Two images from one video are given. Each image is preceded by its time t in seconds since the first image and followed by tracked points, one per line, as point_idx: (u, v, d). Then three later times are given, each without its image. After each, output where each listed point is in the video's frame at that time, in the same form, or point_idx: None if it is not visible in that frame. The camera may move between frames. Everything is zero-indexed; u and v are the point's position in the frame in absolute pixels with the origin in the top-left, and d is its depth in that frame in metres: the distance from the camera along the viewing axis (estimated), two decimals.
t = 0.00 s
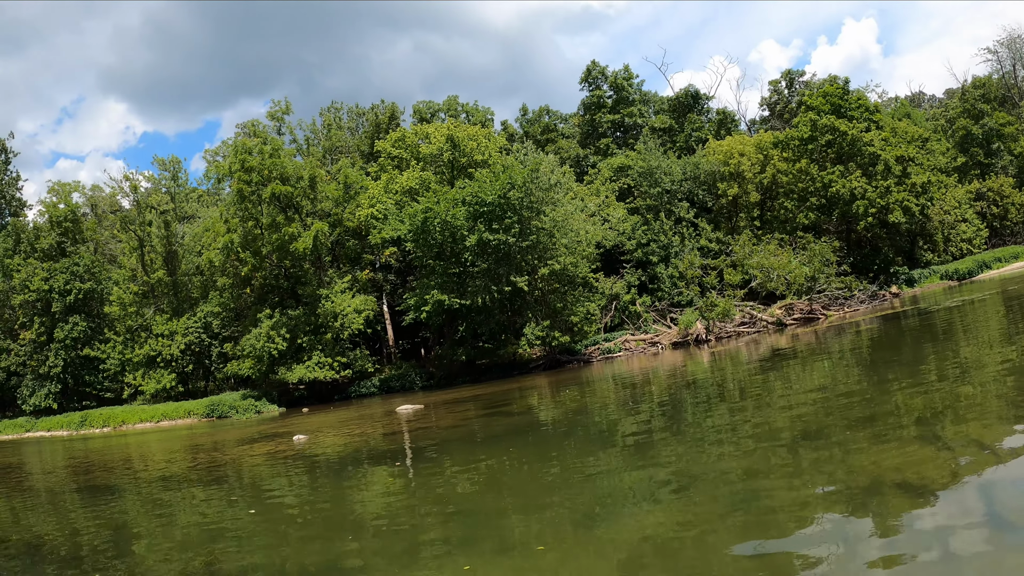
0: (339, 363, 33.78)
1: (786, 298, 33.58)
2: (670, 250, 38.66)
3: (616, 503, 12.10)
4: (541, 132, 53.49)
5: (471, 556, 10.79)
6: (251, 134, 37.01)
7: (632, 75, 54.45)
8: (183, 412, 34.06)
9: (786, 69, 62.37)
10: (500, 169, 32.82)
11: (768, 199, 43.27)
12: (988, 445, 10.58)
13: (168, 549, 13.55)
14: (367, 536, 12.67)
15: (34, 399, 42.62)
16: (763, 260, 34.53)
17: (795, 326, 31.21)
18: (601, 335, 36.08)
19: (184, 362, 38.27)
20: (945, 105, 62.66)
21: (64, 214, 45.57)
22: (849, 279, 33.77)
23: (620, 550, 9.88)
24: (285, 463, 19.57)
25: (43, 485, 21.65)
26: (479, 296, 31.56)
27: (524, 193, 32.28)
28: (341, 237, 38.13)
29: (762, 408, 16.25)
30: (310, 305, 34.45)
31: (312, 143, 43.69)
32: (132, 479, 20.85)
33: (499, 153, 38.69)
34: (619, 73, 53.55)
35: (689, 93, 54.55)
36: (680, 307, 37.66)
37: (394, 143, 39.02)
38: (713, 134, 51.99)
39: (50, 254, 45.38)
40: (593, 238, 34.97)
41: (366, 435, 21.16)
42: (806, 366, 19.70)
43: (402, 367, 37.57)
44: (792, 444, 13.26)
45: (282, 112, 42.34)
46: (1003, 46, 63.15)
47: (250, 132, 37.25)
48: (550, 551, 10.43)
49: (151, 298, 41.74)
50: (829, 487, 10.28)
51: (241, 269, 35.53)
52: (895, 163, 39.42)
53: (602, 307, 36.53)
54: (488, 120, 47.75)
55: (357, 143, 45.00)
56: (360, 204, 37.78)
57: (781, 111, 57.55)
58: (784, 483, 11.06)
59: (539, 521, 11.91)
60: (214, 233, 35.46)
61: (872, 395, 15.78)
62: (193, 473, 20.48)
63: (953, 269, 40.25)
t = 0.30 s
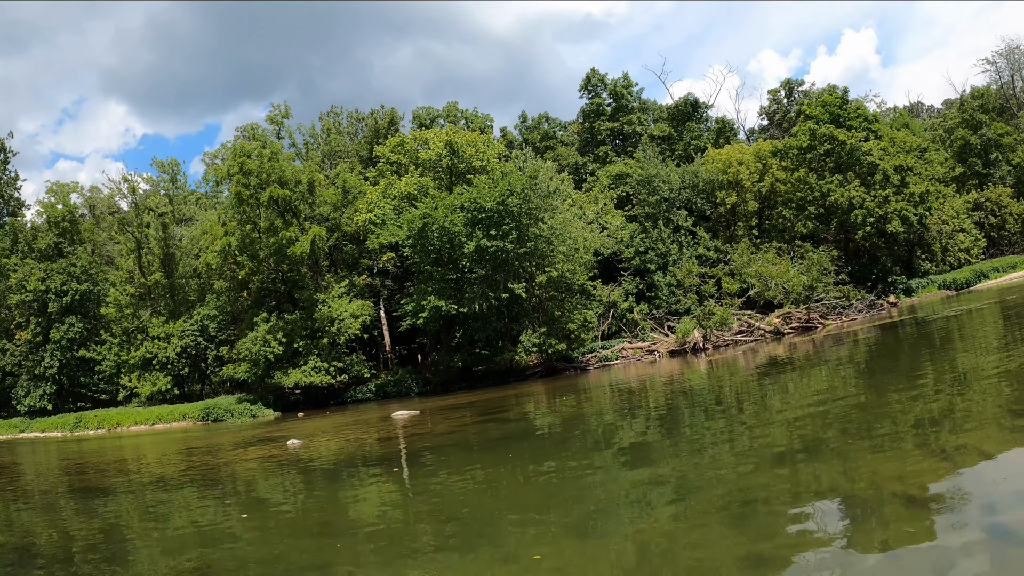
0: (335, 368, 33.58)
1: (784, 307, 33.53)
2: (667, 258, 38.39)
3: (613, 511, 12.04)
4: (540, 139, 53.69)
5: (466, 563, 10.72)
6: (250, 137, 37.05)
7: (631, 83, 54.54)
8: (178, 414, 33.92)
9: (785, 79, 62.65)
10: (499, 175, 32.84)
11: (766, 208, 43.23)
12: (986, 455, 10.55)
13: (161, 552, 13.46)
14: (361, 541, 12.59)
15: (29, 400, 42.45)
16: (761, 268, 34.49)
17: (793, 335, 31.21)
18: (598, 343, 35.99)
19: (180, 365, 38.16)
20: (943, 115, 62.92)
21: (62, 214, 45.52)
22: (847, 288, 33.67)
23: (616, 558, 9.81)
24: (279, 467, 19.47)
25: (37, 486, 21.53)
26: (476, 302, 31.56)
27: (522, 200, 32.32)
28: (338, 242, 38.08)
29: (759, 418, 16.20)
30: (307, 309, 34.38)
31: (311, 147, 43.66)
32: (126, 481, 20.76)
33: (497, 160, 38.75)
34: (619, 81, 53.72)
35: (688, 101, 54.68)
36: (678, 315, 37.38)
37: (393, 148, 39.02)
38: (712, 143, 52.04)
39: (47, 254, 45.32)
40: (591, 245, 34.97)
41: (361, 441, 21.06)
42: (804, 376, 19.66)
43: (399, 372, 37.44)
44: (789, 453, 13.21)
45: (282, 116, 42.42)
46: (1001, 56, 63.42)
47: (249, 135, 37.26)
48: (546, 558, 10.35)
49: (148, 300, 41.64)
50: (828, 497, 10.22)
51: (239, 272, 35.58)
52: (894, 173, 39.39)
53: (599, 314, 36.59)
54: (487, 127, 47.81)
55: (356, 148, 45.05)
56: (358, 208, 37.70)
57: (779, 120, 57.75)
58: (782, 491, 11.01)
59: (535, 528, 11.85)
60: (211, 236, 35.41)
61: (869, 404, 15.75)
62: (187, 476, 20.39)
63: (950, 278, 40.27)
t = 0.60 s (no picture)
0: (321, 375, 33.44)
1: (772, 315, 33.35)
2: (656, 266, 38.82)
3: (601, 520, 11.96)
4: (528, 147, 53.61)
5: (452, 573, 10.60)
6: (238, 143, 36.77)
7: (619, 92, 54.76)
8: (163, 421, 33.57)
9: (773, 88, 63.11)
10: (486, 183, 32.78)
11: (754, 217, 43.37)
12: (973, 462, 10.56)
13: (143, 562, 13.24)
14: (347, 551, 12.45)
15: (12, 406, 41.93)
16: (750, 276, 34.39)
17: (780, 343, 31.50)
18: (586, 351, 35.96)
19: (165, 371, 37.86)
20: (930, 124, 63.55)
21: (48, 218, 45.14)
22: (835, 297, 33.48)
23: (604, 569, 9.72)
24: (265, 476, 19.27)
25: (19, 493, 21.24)
26: (463, 311, 31.55)
27: (510, 208, 32.30)
28: (325, 248, 37.66)
29: (747, 426, 16.19)
30: (293, 316, 34.17)
31: (299, 153, 43.48)
32: (109, 489, 20.50)
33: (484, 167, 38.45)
34: (607, 90, 53.98)
35: (676, 110, 54.29)
36: (666, 323, 37.74)
37: (381, 155, 38.97)
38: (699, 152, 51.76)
39: (33, 258, 44.91)
40: (579, 254, 35.04)
41: (347, 449, 20.93)
42: (792, 384, 19.68)
43: (386, 380, 37.28)
44: (777, 461, 13.18)
45: (270, 121, 42.29)
46: (987, 66, 64.13)
47: (236, 140, 37.03)
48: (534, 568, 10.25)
49: (133, 306, 41.31)
50: (816, 506, 10.17)
51: (224, 278, 35.23)
52: (881, 181, 39.60)
53: (587, 322, 36.66)
54: (475, 135, 47.82)
55: (344, 154, 44.96)
56: (346, 215, 37.49)
57: (767, 129, 58.16)
58: (771, 500, 10.97)
59: (523, 538, 11.76)
60: (197, 242, 35.18)
61: (857, 412, 15.77)
62: (171, 484, 20.16)
63: (937, 287, 40.61)
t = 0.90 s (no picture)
0: (295, 380, 33.07)
1: (746, 317, 33.86)
2: (630, 269, 38.64)
3: (577, 524, 11.83)
4: (502, 151, 52.85)
5: None
6: (210, 145, 36.30)
7: (594, 96, 55.04)
8: (134, 429, 33.02)
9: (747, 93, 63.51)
10: (460, 187, 32.78)
11: (728, 220, 43.79)
12: (945, 462, 10.61)
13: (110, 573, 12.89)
14: (320, 559, 12.21)
15: None
16: (724, 279, 34.85)
17: (754, 345, 31.75)
18: (560, 355, 35.72)
19: (137, 378, 37.39)
20: (902, 128, 64.56)
21: (17, 222, 44.30)
22: (809, 298, 33.80)
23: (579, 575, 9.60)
24: (237, 484, 18.94)
25: None
26: (437, 315, 31.39)
27: (484, 212, 32.31)
28: (298, 253, 37.16)
29: (720, 428, 16.22)
30: (266, 321, 33.73)
31: (272, 156, 43.06)
32: (77, 498, 20.07)
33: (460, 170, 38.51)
34: (582, 93, 54.18)
35: (650, 114, 54.67)
36: (640, 327, 37.39)
37: (354, 159, 38.67)
38: (673, 155, 52.09)
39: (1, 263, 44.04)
40: (553, 257, 35.05)
41: (320, 455, 20.72)
42: (765, 386, 19.77)
43: (359, 386, 37.04)
44: (752, 464, 13.17)
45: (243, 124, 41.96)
46: (959, 72, 65.35)
47: (209, 143, 36.54)
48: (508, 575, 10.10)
49: (105, 312, 40.62)
50: (791, 508, 10.14)
51: (196, 283, 34.55)
52: (854, 184, 40.08)
53: (561, 326, 36.68)
54: (450, 138, 47.71)
55: (318, 158, 44.59)
56: (318, 219, 36.64)
57: (741, 133, 58.78)
58: (746, 503, 10.92)
59: (498, 544, 11.60)
60: (169, 246, 34.70)
61: (830, 413, 15.84)
62: (142, 493, 19.76)
63: (910, 288, 41.13)
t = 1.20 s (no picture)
0: (274, 377, 32.84)
1: (725, 307, 34.27)
2: (609, 260, 38.92)
3: (562, 517, 11.79)
4: (481, 143, 53.53)
5: None
6: (186, 140, 35.82)
7: (572, 87, 54.88)
8: (114, 429, 32.70)
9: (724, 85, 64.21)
10: (438, 180, 32.80)
11: (707, 210, 44.31)
12: (926, 449, 10.65)
13: None
14: (304, 557, 12.11)
15: None
16: (703, 269, 35.49)
17: (735, 335, 31.56)
18: (541, 346, 36.09)
19: (115, 377, 37.30)
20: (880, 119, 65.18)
21: None
22: (788, 287, 34.21)
23: (564, 568, 9.55)
24: (219, 482, 18.76)
25: None
26: (415, 307, 31.38)
27: (463, 204, 32.29)
28: (276, 247, 36.96)
29: (701, 418, 16.27)
30: (243, 317, 33.52)
31: (249, 151, 42.57)
32: (55, 501, 19.80)
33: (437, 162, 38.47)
34: (560, 85, 53.94)
35: (629, 105, 53.92)
36: (620, 318, 37.66)
37: (331, 151, 38.40)
38: (651, 146, 52.11)
39: None
40: (532, 249, 34.94)
41: (301, 452, 20.59)
42: (746, 375, 19.87)
43: (340, 381, 36.87)
44: (734, 453, 13.20)
45: (219, 118, 41.54)
46: (936, 64, 66.10)
47: (184, 138, 36.01)
48: (492, 569, 10.05)
49: (81, 311, 40.09)
50: (774, 497, 10.17)
51: (173, 279, 34.38)
52: (833, 174, 40.40)
53: (541, 318, 36.62)
54: (429, 131, 47.50)
55: (295, 152, 44.24)
56: (296, 214, 36.87)
57: (719, 124, 58.99)
58: (728, 493, 10.92)
59: (483, 538, 11.53)
60: (145, 242, 34.24)
61: (812, 402, 15.91)
62: (122, 493, 19.54)
63: (889, 277, 41.30)
